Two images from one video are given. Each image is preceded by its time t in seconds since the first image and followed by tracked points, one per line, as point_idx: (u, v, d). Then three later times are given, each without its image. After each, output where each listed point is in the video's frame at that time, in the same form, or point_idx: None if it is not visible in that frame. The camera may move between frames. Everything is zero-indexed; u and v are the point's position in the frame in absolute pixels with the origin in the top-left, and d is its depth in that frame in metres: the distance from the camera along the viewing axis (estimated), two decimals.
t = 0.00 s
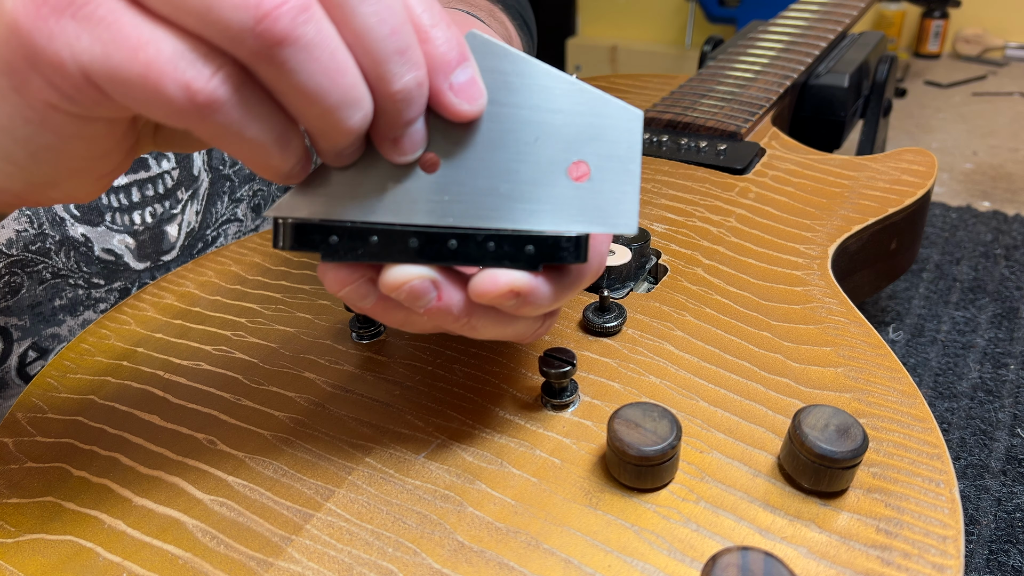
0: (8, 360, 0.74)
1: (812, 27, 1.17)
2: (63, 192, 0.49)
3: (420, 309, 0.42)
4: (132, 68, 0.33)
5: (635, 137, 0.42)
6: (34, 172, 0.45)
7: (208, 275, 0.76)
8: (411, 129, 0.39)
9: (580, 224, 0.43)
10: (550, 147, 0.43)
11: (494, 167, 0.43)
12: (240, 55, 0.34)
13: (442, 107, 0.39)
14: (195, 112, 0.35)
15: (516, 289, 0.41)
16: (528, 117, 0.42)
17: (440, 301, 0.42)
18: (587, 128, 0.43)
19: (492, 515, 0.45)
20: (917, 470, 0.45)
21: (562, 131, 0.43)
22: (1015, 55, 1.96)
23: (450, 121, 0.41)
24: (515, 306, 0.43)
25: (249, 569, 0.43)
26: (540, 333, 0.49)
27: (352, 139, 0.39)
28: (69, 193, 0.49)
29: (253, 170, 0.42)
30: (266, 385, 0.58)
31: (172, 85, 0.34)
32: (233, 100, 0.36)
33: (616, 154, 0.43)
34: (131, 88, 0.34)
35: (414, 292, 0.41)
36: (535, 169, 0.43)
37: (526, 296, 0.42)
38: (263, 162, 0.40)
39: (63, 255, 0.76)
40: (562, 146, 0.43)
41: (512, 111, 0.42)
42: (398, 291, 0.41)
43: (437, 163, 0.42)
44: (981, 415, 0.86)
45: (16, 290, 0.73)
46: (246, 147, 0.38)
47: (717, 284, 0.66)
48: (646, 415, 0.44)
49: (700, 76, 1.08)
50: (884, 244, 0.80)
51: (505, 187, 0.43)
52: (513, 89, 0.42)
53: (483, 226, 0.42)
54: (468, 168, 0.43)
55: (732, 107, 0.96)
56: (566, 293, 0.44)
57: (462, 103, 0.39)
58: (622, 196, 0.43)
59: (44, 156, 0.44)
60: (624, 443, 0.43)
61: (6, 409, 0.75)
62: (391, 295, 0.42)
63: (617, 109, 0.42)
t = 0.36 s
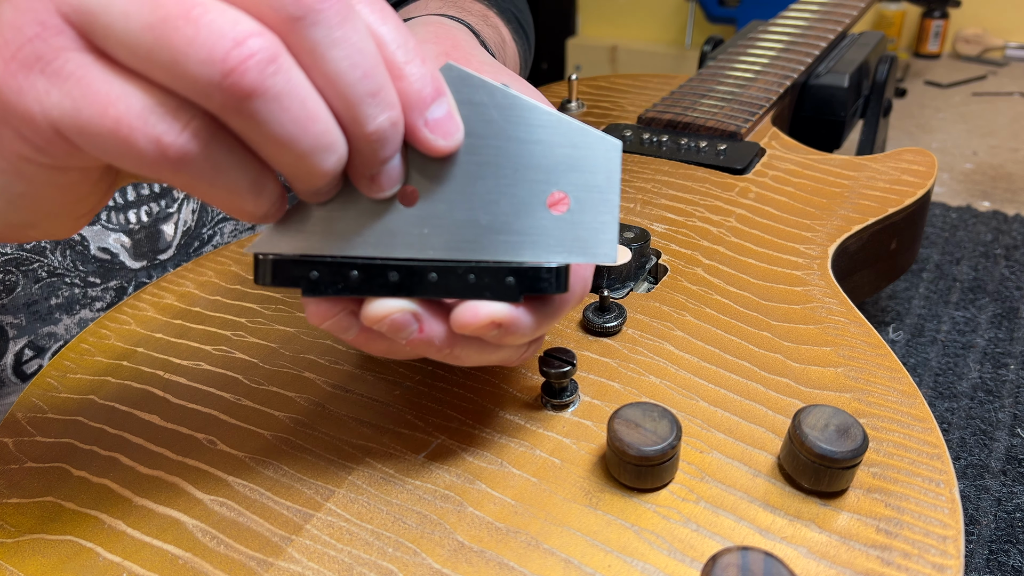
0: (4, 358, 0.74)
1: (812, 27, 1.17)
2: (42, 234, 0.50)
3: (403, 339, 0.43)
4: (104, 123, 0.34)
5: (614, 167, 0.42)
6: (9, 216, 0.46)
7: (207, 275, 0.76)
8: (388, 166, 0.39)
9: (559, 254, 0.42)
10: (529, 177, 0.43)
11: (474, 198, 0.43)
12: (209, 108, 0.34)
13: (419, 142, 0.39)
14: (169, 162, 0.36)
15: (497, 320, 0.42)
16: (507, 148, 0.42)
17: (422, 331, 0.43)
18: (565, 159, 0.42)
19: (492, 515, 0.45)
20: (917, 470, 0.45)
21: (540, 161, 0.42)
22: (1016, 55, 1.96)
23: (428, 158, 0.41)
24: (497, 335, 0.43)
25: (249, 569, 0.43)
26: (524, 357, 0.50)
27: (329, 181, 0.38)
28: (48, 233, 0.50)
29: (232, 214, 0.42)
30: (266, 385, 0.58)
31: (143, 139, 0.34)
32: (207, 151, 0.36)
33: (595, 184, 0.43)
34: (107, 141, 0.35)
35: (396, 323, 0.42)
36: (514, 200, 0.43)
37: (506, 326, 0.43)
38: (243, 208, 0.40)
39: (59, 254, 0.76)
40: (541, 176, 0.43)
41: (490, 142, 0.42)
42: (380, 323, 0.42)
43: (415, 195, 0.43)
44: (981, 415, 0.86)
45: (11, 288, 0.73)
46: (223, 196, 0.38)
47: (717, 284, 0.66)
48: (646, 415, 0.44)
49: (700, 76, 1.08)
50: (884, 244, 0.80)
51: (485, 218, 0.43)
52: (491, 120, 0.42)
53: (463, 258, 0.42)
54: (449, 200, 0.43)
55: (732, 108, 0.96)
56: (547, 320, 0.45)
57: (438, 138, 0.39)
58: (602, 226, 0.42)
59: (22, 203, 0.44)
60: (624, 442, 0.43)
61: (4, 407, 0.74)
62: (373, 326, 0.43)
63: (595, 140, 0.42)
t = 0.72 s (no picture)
0: (8, 356, 0.74)
1: (812, 27, 1.17)
2: (122, 242, 0.49)
3: (471, 329, 0.46)
4: (203, 137, 0.35)
5: (665, 155, 0.45)
6: (96, 226, 0.46)
7: (208, 275, 0.76)
8: (454, 166, 0.41)
9: (616, 240, 0.45)
10: (586, 170, 0.45)
11: (534, 191, 0.45)
12: (301, 120, 0.35)
13: (481, 141, 0.41)
14: (263, 172, 0.37)
15: (562, 309, 0.44)
16: (563, 143, 0.45)
17: (488, 322, 0.45)
18: (618, 150, 0.45)
19: (492, 515, 0.45)
20: (917, 470, 0.45)
21: (595, 154, 0.45)
22: (1015, 55, 1.96)
23: (489, 158, 0.45)
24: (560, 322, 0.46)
25: (249, 569, 0.43)
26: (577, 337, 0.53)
27: (402, 184, 0.40)
28: (129, 242, 0.50)
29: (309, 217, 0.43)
30: (266, 385, 0.58)
31: (241, 152, 0.36)
32: (299, 161, 0.37)
33: (647, 172, 0.45)
34: (203, 155, 0.36)
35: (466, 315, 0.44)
36: (573, 191, 0.45)
37: (570, 314, 0.45)
38: (324, 214, 0.41)
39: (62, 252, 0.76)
40: (597, 168, 0.45)
41: (549, 138, 0.45)
42: (450, 316, 0.44)
43: (478, 194, 0.46)
44: (981, 415, 0.86)
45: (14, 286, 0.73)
46: (308, 203, 0.40)
47: (717, 284, 0.66)
48: (646, 415, 0.44)
49: (700, 75, 1.08)
50: (884, 244, 0.80)
51: (545, 210, 0.45)
52: (547, 117, 0.45)
53: (526, 250, 0.45)
54: (511, 195, 0.45)
55: (732, 107, 0.96)
56: (605, 303, 0.47)
57: (500, 138, 0.41)
58: (656, 212, 0.45)
59: (111, 215, 0.45)
60: (624, 443, 0.43)
61: (9, 404, 0.74)
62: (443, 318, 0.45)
63: (645, 130, 0.45)
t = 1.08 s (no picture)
0: (11, 354, 0.74)
1: (812, 27, 1.17)
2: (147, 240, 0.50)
3: (492, 324, 0.46)
4: (245, 135, 0.36)
5: (681, 154, 0.46)
6: (132, 222, 0.47)
7: (208, 275, 0.76)
8: (478, 165, 0.42)
9: (634, 237, 0.46)
10: (605, 168, 0.46)
11: (553, 189, 0.46)
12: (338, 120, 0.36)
13: (504, 141, 0.42)
14: (301, 171, 0.38)
15: (581, 302, 0.45)
16: (581, 142, 0.46)
17: (509, 317, 0.46)
18: (635, 149, 0.46)
19: (492, 515, 0.45)
20: (917, 470, 0.45)
21: (613, 152, 0.46)
22: (1015, 55, 1.96)
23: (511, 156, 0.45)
24: (579, 317, 0.46)
25: (249, 569, 0.43)
26: (594, 333, 0.53)
27: (428, 183, 0.41)
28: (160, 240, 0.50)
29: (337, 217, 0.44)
30: (266, 385, 0.58)
31: (281, 150, 0.37)
32: (335, 161, 0.38)
33: (664, 171, 0.46)
34: (244, 152, 0.37)
35: (486, 310, 0.45)
36: (591, 189, 0.46)
37: (589, 308, 0.46)
38: (355, 212, 0.42)
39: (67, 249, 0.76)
40: (615, 167, 0.46)
41: (568, 137, 0.46)
42: (471, 311, 0.45)
43: (498, 191, 0.46)
44: (981, 415, 0.86)
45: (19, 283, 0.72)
46: (340, 202, 0.41)
47: (717, 284, 0.66)
48: (646, 415, 0.44)
49: (700, 75, 1.08)
50: (884, 244, 0.80)
51: (565, 207, 0.46)
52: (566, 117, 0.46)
53: (546, 247, 0.46)
54: (531, 193, 0.46)
55: (732, 107, 0.96)
56: (623, 299, 0.48)
57: (522, 137, 0.42)
58: (673, 209, 0.46)
59: (146, 211, 0.45)
60: (624, 442, 0.43)
61: (11, 403, 0.74)
62: (464, 314, 0.45)
63: (662, 130, 0.46)
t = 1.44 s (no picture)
0: (13, 353, 0.74)
1: (812, 27, 1.17)
2: (152, 241, 0.50)
3: (496, 327, 0.46)
4: (253, 137, 0.36)
5: (686, 158, 0.45)
6: (138, 224, 0.47)
7: (208, 275, 0.76)
8: (484, 168, 0.42)
9: (638, 241, 0.46)
10: (610, 172, 0.46)
11: (557, 193, 0.46)
12: (346, 123, 0.37)
13: (510, 144, 0.42)
14: (308, 174, 0.38)
15: (585, 306, 0.45)
16: (585, 146, 0.46)
17: (513, 320, 0.46)
18: (640, 152, 0.46)
19: (492, 515, 0.45)
20: (917, 470, 0.45)
21: (617, 156, 0.46)
22: (1015, 55, 1.96)
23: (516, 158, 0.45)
24: (583, 320, 0.47)
25: (249, 569, 0.43)
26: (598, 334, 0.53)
27: (434, 186, 0.41)
28: (166, 241, 0.50)
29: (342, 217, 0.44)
30: (266, 385, 0.58)
31: (289, 152, 0.37)
32: (342, 163, 0.39)
33: (669, 174, 0.45)
34: (252, 155, 0.37)
35: (490, 313, 0.45)
36: (595, 193, 0.46)
37: (593, 311, 0.46)
38: (362, 215, 0.42)
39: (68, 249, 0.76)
40: (619, 170, 0.46)
41: (573, 141, 0.46)
42: (475, 314, 0.45)
43: (503, 194, 0.47)
44: (981, 415, 0.86)
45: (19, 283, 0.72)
46: (346, 203, 0.41)
47: (717, 284, 0.66)
48: (646, 415, 0.44)
49: (700, 75, 1.08)
50: (884, 244, 0.80)
51: (569, 211, 0.46)
52: (570, 120, 0.45)
53: (550, 250, 0.46)
54: (536, 196, 0.46)
55: (733, 108, 0.96)
56: (626, 303, 0.48)
57: (527, 141, 0.42)
58: (677, 213, 0.45)
59: (154, 213, 0.45)
60: (624, 443, 0.43)
61: (11, 403, 0.74)
62: (468, 317, 0.46)
63: (667, 133, 0.45)
